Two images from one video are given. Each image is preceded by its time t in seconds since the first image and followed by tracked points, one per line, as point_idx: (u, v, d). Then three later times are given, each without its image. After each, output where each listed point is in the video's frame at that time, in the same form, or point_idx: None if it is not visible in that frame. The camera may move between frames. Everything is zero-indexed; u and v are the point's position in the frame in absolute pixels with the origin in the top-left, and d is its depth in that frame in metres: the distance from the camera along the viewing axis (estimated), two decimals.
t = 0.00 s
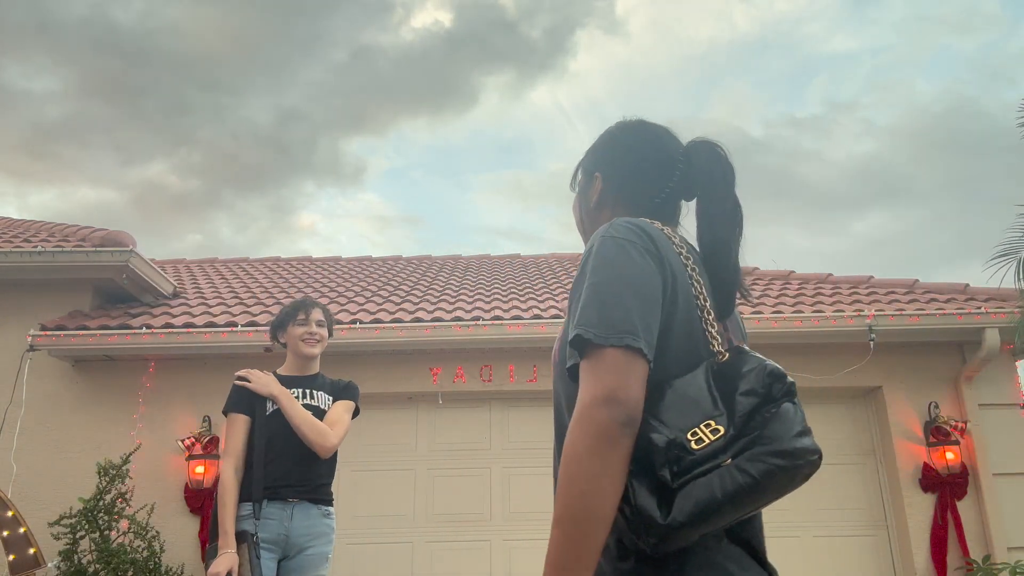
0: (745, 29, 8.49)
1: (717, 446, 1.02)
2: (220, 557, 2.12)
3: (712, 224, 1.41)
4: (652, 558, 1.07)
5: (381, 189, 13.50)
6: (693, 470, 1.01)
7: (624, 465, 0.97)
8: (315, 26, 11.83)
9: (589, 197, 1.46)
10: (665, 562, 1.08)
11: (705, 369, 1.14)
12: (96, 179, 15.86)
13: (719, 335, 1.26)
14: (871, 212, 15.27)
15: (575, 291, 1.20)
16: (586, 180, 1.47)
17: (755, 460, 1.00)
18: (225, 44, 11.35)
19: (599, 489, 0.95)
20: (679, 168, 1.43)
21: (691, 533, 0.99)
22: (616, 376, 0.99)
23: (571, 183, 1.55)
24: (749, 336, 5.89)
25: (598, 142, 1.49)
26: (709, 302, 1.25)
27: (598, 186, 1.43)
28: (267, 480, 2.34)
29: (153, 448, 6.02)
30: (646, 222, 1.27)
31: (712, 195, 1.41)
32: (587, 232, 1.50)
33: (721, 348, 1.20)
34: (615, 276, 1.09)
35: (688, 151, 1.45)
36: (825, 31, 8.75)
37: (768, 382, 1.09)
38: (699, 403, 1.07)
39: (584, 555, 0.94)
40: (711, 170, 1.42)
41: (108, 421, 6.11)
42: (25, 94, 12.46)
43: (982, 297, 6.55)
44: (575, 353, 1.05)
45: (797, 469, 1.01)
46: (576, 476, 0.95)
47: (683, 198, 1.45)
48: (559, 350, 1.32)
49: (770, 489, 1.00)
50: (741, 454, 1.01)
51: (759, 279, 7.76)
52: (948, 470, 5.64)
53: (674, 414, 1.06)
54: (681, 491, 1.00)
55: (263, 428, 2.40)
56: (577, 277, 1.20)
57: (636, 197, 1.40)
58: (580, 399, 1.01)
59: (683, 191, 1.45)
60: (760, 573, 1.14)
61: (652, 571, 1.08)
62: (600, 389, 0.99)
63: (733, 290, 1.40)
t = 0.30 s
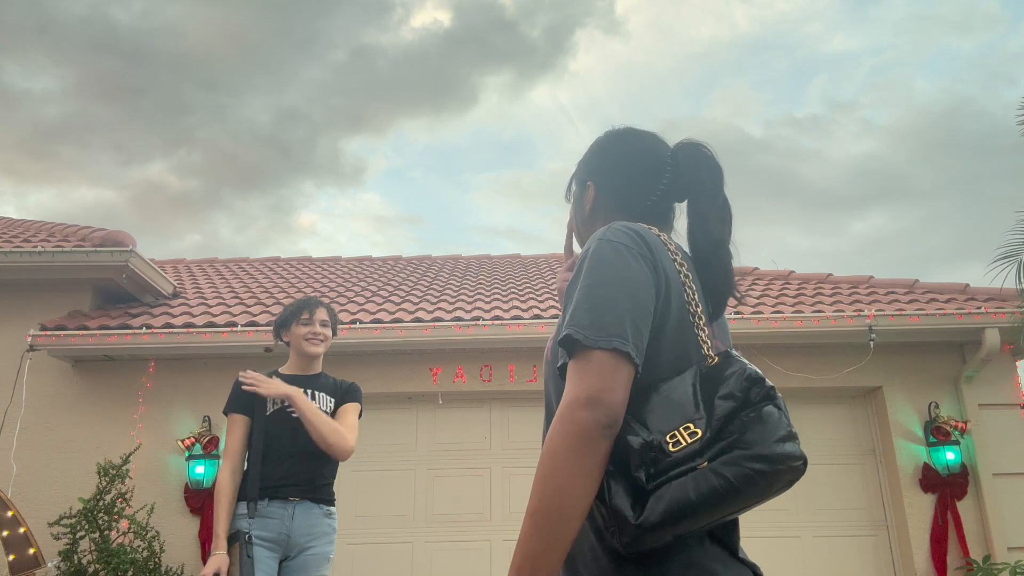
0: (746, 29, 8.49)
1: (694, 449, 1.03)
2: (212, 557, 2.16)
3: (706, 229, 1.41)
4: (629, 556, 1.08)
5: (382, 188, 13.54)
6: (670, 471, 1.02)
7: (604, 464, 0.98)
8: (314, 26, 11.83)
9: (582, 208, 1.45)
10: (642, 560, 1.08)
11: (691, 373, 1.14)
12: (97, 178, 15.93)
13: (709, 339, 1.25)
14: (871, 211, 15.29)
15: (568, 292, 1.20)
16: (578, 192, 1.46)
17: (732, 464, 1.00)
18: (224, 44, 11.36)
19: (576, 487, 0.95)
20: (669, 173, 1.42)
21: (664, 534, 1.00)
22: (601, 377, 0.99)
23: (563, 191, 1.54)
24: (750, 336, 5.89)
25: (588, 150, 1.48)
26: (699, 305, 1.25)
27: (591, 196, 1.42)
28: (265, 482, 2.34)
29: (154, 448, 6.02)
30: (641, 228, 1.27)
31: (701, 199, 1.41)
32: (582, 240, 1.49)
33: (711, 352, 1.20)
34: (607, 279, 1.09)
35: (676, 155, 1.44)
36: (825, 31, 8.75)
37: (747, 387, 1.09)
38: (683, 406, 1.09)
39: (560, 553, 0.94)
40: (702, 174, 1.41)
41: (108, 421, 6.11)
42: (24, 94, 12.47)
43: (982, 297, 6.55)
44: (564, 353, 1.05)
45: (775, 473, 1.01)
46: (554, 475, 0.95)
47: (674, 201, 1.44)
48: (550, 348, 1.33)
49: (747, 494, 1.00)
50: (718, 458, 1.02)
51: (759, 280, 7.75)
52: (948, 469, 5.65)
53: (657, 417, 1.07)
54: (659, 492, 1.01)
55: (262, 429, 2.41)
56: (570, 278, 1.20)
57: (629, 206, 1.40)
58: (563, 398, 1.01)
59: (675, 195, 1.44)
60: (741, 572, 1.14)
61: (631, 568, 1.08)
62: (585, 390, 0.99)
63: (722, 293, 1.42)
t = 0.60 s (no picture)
0: (746, 30, 8.48)
1: (691, 449, 1.03)
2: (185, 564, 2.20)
3: (694, 234, 1.41)
4: (621, 556, 1.08)
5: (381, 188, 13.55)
6: (667, 470, 1.02)
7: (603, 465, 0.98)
8: (313, 26, 11.83)
9: (572, 208, 1.46)
10: (634, 561, 1.08)
11: (680, 374, 1.14)
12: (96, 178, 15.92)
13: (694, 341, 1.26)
14: (872, 210, 15.29)
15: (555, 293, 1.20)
16: (568, 192, 1.47)
17: (727, 463, 1.01)
18: (224, 44, 11.36)
19: (580, 487, 0.95)
20: (659, 177, 1.42)
21: (663, 532, 1.00)
22: (598, 378, 0.99)
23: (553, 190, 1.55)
24: (750, 336, 5.89)
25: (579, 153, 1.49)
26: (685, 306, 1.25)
27: (581, 197, 1.42)
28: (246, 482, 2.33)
29: (154, 447, 6.02)
30: (628, 230, 1.27)
31: (690, 206, 1.42)
32: (570, 240, 1.49)
33: (696, 353, 1.19)
34: (597, 280, 1.08)
35: (667, 160, 1.45)
36: (825, 31, 8.74)
37: (741, 388, 1.09)
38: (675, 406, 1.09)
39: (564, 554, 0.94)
40: (693, 180, 1.42)
41: (108, 421, 6.11)
42: (23, 94, 12.48)
43: (982, 297, 6.54)
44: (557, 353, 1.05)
45: (766, 472, 1.02)
46: (559, 475, 0.95)
47: (663, 207, 1.45)
48: (537, 349, 1.32)
49: (740, 492, 1.01)
50: (713, 457, 1.02)
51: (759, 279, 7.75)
52: (948, 469, 5.64)
53: (650, 416, 1.07)
54: (656, 490, 1.01)
55: (242, 428, 2.41)
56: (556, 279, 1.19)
57: (618, 209, 1.40)
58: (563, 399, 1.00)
59: (665, 202, 1.44)
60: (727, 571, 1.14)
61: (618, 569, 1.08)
62: (584, 390, 0.98)
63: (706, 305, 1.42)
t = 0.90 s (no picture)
0: (746, 30, 8.47)
1: (704, 440, 1.04)
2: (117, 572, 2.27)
3: (684, 231, 1.44)
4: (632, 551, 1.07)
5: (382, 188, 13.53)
6: (683, 461, 1.03)
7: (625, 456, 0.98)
8: (312, 26, 11.82)
9: (560, 200, 1.44)
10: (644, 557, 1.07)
11: (684, 368, 1.15)
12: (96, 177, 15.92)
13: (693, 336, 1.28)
14: (871, 210, 15.30)
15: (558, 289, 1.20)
16: (557, 183, 1.44)
17: (738, 453, 1.02)
18: (223, 44, 11.36)
19: (604, 478, 0.94)
20: (652, 175, 1.45)
21: (681, 523, 1.00)
22: (617, 371, 0.99)
23: (535, 178, 1.52)
24: (750, 336, 5.89)
25: (569, 142, 1.48)
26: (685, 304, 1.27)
27: (576, 189, 1.41)
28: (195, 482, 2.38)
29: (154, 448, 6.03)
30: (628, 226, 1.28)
31: (682, 205, 1.45)
32: (554, 230, 1.46)
33: (697, 348, 1.21)
34: (608, 275, 1.09)
35: (662, 161, 1.47)
36: (825, 30, 8.72)
37: (751, 380, 1.11)
38: (685, 399, 1.09)
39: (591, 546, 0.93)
40: (688, 180, 1.45)
41: (108, 421, 6.11)
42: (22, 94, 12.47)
43: (982, 297, 6.54)
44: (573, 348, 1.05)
45: (773, 463, 1.04)
46: (582, 470, 0.94)
47: (654, 203, 1.46)
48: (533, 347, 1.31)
49: (752, 481, 1.03)
50: (726, 448, 1.04)
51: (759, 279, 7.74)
52: (947, 469, 5.65)
53: (662, 409, 1.07)
54: (674, 481, 1.01)
55: (190, 425, 2.46)
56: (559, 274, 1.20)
57: (615, 203, 1.40)
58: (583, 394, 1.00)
59: (653, 197, 1.46)
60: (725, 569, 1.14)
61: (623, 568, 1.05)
62: (606, 383, 0.98)
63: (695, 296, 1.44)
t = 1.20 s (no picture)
0: (745, 30, 8.49)
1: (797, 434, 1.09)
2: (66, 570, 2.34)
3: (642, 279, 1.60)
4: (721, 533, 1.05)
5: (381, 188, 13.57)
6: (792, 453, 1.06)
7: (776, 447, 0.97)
8: (312, 26, 11.85)
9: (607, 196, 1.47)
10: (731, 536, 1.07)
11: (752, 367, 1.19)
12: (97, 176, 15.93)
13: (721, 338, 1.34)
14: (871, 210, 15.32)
15: (658, 277, 1.13)
16: (610, 178, 1.48)
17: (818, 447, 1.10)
18: (222, 44, 11.37)
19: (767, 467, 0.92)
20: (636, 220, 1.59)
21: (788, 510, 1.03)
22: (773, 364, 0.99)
23: (569, 145, 1.49)
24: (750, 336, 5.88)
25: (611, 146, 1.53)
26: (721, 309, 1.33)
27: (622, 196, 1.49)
28: (159, 469, 2.42)
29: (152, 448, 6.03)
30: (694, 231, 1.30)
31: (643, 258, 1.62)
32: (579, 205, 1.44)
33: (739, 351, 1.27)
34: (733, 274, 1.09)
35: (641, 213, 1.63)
36: (825, 30, 8.74)
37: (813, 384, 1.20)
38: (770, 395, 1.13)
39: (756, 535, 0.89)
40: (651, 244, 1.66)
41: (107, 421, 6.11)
42: (22, 94, 12.49)
43: (982, 297, 6.53)
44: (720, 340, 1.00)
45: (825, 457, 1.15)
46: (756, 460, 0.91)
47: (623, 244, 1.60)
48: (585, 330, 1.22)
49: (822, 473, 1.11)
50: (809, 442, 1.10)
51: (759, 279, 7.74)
52: (948, 469, 5.64)
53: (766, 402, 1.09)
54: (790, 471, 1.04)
55: (152, 409, 2.50)
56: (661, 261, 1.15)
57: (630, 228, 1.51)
58: (744, 381, 0.97)
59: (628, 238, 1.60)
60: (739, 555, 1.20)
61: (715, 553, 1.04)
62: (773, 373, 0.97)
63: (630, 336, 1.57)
